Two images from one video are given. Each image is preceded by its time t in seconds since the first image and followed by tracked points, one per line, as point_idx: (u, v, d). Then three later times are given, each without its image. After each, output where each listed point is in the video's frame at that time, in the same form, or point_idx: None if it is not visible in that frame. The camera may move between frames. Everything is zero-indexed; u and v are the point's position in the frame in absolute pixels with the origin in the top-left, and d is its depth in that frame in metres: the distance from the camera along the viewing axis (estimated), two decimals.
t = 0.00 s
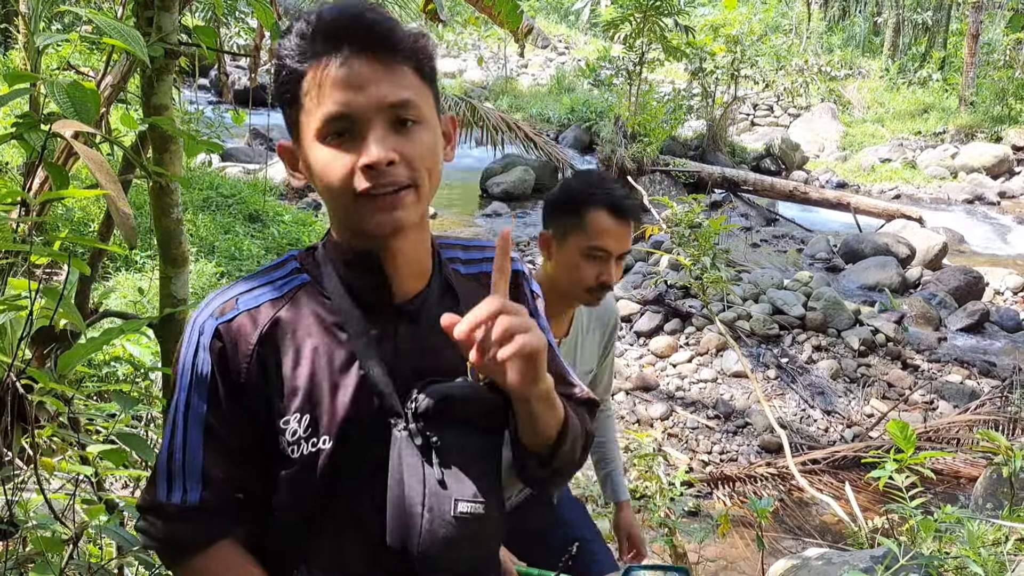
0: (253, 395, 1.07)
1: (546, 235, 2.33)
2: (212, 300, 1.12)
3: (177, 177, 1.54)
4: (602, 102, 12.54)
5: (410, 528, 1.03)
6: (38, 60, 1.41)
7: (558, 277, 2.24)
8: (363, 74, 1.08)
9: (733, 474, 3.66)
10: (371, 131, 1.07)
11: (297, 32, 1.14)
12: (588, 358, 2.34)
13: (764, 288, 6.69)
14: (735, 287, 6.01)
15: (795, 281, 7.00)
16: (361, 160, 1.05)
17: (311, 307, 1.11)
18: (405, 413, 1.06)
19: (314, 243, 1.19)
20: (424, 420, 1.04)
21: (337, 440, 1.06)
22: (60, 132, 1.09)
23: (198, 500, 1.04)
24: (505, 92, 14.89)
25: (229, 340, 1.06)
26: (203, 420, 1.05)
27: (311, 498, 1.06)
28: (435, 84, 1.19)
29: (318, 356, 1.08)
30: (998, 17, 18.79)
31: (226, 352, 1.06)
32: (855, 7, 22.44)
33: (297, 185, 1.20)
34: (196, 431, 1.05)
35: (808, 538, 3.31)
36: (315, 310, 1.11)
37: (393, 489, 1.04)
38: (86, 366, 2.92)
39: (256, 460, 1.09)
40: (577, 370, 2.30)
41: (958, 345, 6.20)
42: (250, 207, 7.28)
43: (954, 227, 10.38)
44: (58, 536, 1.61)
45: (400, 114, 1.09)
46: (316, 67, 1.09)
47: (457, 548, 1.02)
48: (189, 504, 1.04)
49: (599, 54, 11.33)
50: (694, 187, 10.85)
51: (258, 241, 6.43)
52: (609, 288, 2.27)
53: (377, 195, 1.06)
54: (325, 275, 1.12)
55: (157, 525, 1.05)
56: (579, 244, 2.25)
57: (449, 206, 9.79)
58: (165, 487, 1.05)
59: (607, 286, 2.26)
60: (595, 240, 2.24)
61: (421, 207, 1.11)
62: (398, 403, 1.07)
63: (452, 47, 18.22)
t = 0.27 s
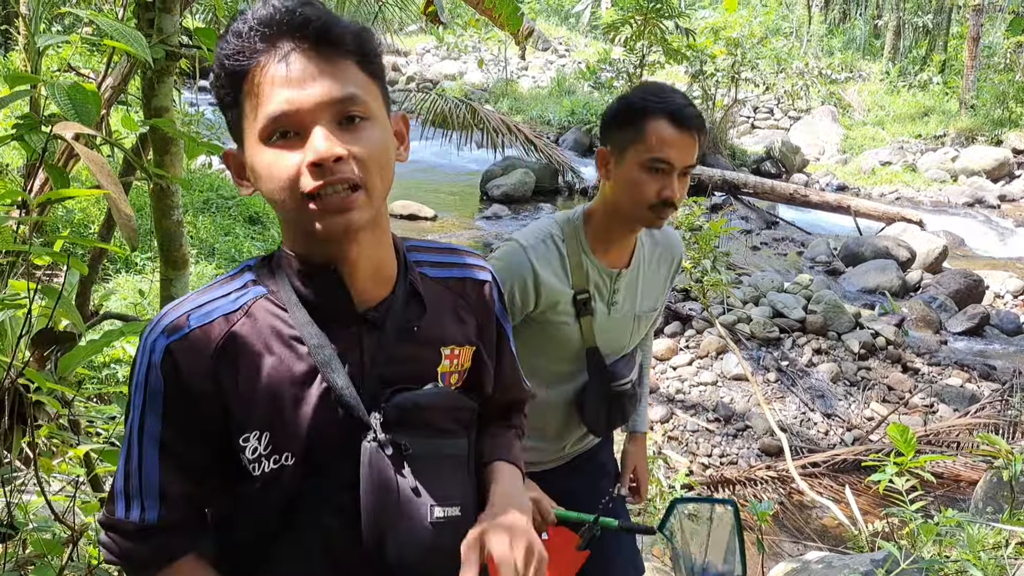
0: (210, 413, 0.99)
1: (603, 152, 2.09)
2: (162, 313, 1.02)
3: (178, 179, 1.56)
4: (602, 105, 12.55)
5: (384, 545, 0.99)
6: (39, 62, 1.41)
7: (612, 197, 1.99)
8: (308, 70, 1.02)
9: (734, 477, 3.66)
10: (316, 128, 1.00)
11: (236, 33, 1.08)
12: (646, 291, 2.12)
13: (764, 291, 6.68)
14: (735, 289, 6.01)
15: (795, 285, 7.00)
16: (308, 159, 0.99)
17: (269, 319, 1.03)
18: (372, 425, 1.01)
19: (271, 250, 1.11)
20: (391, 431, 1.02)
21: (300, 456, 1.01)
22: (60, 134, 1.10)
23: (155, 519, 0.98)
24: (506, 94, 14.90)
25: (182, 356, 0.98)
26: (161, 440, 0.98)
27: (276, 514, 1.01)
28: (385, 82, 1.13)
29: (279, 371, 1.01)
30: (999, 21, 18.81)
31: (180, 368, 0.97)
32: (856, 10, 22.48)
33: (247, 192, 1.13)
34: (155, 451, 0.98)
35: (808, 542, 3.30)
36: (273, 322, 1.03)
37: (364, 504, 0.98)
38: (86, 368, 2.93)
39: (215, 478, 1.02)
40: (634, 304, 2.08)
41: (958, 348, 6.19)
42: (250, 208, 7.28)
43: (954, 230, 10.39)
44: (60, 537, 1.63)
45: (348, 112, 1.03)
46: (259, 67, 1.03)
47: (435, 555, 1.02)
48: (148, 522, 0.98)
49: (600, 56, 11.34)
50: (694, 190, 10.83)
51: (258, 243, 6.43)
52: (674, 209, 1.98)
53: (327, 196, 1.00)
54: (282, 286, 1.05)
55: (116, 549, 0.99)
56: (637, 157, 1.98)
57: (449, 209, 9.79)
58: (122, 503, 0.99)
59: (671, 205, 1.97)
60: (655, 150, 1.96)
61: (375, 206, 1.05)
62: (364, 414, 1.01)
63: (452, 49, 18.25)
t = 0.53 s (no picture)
0: (187, 425, 1.01)
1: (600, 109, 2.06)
2: (137, 323, 1.03)
3: (178, 181, 1.56)
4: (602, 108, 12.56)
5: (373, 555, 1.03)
6: (39, 63, 1.41)
7: (611, 157, 1.96)
8: (284, 77, 1.01)
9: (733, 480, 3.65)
10: (292, 136, 1.00)
11: (209, 40, 1.07)
12: (669, 259, 2.02)
13: (764, 294, 6.68)
14: (734, 293, 6.00)
15: (795, 288, 7.00)
16: (284, 166, 0.98)
17: (246, 330, 1.03)
18: (356, 433, 1.04)
19: (249, 259, 1.12)
20: (373, 438, 1.04)
21: (280, 466, 1.02)
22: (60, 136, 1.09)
23: (135, 529, 1.01)
24: (505, 97, 14.92)
25: (157, 367, 0.99)
26: (139, 453, 1.00)
27: (257, 523, 1.03)
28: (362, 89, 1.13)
29: (257, 382, 1.02)
30: (998, 24, 18.83)
31: (155, 380, 0.98)
32: (855, 13, 22.52)
33: (222, 199, 1.12)
34: (132, 463, 1.00)
35: (808, 545, 3.30)
36: (249, 333, 1.03)
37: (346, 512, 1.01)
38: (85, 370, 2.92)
39: (194, 488, 1.04)
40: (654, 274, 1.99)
41: (958, 351, 6.20)
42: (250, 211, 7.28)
43: (954, 233, 10.39)
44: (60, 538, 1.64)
45: (325, 117, 1.03)
46: (234, 74, 1.03)
47: (419, 556, 1.07)
48: (126, 535, 1.01)
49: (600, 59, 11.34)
50: (693, 193, 10.77)
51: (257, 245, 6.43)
52: (671, 153, 1.91)
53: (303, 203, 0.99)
54: (260, 295, 1.06)
55: (98, 556, 1.02)
56: (627, 107, 1.95)
57: (448, 211, 9.80)
58: (102, 516, 1.02)
59: (667, 149, 1.90)
60: (642, 97, 1.92)
61: (353, 212, 1.04)
62: (346, 422, 1.03)
63: (452, 52, 18.25)
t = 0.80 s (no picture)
0: (170, 431, 1.01)
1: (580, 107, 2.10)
2: (121, 327, 1.03)
3: (175, 183, 1.56)
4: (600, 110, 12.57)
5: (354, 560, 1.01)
6: (36, 65, 1.41)
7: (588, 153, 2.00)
8: (278, 83, 1.01)
9: (731, 483, 3.65)
10: (284, 144, 1.00)
11: (203, 37, 1.06)
12: (657, 256, 2.00)
13: (761, 297, 6.68)
14: (732, 296, 6.01)
15: (793, 291, 7.01)
16: (275, 176, 0.99)
17: (230, 337, 1.03)
18: (340, 441, 1.03)
19: (235, 262, 1.12)
20: (357, 447, 1.01)
21: (263, 473, 1.02)
22: (58, 138, 1.09)
23: (120, 532, 1.02)
24: (503, 100, 14.92)
25: (141, 373, 0.99)
26: (123, 457, 1.01)
27: (241, 529, 1.03)
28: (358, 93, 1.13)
29: (243, 389, 1.03)
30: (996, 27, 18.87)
31: (138, 387, 0.98)
32: (853, 16, 22.58)
33: (209, 198, 1.12)
34: (117, 467, 1.01)
35: (805, 548, 3.30)
36: (234, 341, 1.03)
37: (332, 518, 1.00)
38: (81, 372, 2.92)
39: (178, 491, 1.05)
40: (642, 270, 1.97)
41: (955, 354, 6.20)
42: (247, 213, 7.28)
43: (951, 236, 10.41)
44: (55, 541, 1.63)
45: (318, 126, 1.03)
46: (226, 75, 1.02)
47: (403, 565, 1.03)
48: (112, 536, 1.02)
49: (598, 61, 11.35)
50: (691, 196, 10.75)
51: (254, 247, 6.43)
52: (640, 142, 1.91)
53: (294, 213, 1.00)
54: (245, 301, 1.05)
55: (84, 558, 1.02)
56: (596, 101, 1.98)
57: (446, 213, 9.79)
58: (88, 517, 1.03)
59: (634, 137, 1.90)
60: (609, 89, 1.94)
61: (342, 222, 1.05)
62: (330, 431, 1.03)
63: (450, 54, 18.25)
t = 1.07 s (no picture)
0: (170, 434, 1.00)
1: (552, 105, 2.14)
2: (123, 330, 1.03)
3: (173, 185, 1.55)
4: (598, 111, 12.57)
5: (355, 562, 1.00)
6: (33, 66, 1.40)
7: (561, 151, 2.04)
8: (276, 90, 1.01)
9: (728, 485, 3.65)
10: (284, 151, 1.00)
11: (197, 42, 1.05)
12: (635, 256, 2.00)
13: (759, 299, 6.68)
14: (730, 297, 6.00)
15: (790, 292, 7.01)
16: (276, 185, 0.99)
17: (230, 339, 1.03)
18: (343, 444, 1.02)
19: (235, 265, 1.12)
20: (359, 449, 1.01)
21: (264, 475, 1.01)
22: (55, 140, 1.09)
23: (122, 533, 1.01)
24: (502, 101, 14.93)
25: (141, 376, 0.99)
26: (125, 459, 1.00)
27: (242, 531, 1.02)
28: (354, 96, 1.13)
29: (243, 391, 1.02)
30: (994, 29, 18.90)
31: (139, 390, 0.98)
32: (851, 17, 22.61)
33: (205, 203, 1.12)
34: (118, 468, 1.01)
35: (803, 550, 3.29)
36: (235, 342, 1.03)
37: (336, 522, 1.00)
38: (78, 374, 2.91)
39: (181, 494, 1.04)
40: (619, 269, 1.96)
41: (953, 356, 6.21)
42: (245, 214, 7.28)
43: (949, 237, 10.42)
44: (53, 543, 1.63)
45: (316, 132, 1.03)
46: (224, 82, 1.01)
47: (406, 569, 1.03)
48: (115, 538, 1.01)
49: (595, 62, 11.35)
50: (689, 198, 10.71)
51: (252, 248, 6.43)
52: (607, 138, 1.94)
53: (295, 220, 1.01)
54: (247, 303, 1.05)
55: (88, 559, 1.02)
56: (564, 99, 2.02)
57: (444, 215, 9.79)
58: (90, 520, 1.02)
59: (602, 133, 1.94)
60: (575, 86, 1.99)
61: (343, 226, 1.06)
62: (333, 434, 1.02)
63: (448, 56, 18.25)
